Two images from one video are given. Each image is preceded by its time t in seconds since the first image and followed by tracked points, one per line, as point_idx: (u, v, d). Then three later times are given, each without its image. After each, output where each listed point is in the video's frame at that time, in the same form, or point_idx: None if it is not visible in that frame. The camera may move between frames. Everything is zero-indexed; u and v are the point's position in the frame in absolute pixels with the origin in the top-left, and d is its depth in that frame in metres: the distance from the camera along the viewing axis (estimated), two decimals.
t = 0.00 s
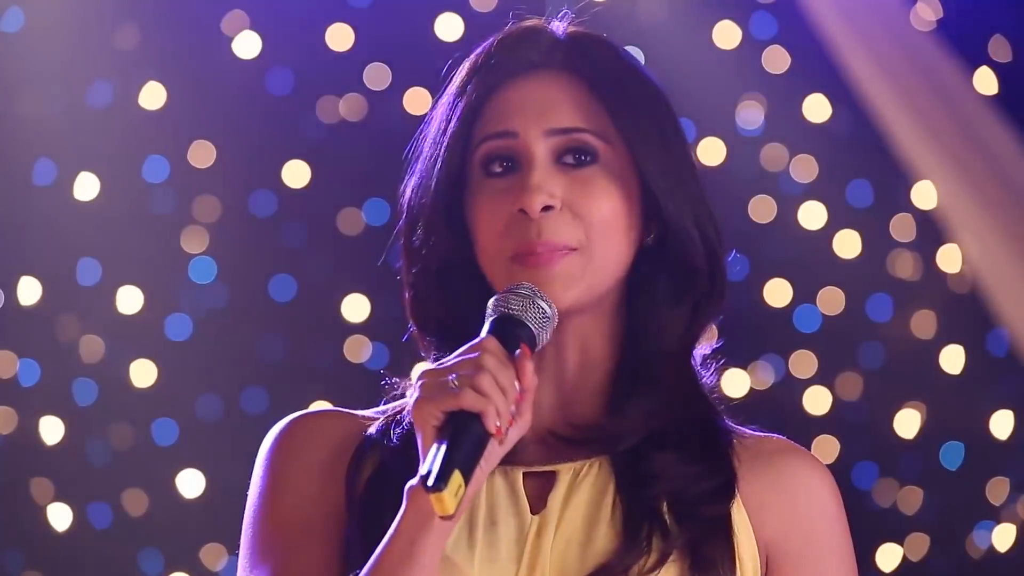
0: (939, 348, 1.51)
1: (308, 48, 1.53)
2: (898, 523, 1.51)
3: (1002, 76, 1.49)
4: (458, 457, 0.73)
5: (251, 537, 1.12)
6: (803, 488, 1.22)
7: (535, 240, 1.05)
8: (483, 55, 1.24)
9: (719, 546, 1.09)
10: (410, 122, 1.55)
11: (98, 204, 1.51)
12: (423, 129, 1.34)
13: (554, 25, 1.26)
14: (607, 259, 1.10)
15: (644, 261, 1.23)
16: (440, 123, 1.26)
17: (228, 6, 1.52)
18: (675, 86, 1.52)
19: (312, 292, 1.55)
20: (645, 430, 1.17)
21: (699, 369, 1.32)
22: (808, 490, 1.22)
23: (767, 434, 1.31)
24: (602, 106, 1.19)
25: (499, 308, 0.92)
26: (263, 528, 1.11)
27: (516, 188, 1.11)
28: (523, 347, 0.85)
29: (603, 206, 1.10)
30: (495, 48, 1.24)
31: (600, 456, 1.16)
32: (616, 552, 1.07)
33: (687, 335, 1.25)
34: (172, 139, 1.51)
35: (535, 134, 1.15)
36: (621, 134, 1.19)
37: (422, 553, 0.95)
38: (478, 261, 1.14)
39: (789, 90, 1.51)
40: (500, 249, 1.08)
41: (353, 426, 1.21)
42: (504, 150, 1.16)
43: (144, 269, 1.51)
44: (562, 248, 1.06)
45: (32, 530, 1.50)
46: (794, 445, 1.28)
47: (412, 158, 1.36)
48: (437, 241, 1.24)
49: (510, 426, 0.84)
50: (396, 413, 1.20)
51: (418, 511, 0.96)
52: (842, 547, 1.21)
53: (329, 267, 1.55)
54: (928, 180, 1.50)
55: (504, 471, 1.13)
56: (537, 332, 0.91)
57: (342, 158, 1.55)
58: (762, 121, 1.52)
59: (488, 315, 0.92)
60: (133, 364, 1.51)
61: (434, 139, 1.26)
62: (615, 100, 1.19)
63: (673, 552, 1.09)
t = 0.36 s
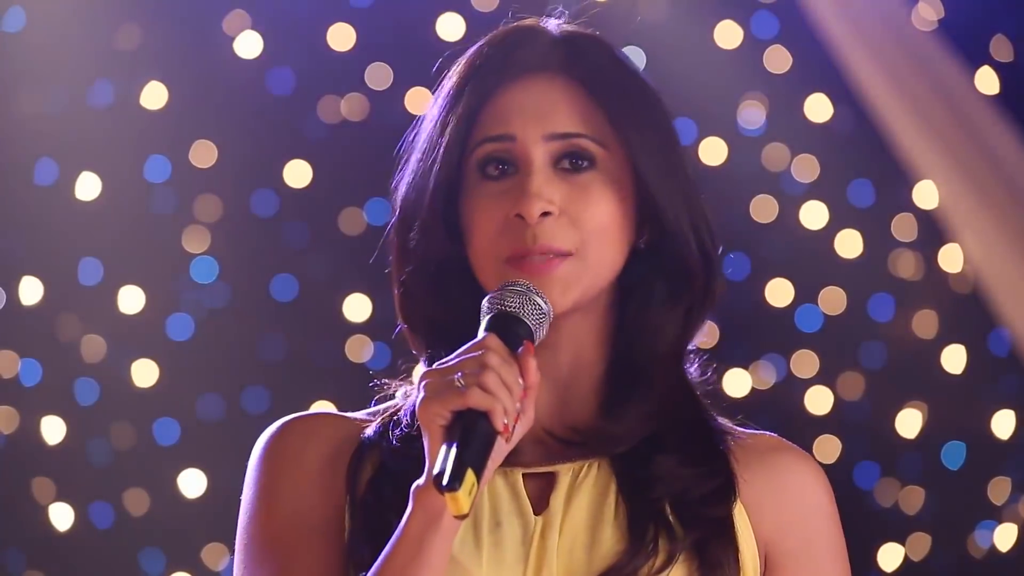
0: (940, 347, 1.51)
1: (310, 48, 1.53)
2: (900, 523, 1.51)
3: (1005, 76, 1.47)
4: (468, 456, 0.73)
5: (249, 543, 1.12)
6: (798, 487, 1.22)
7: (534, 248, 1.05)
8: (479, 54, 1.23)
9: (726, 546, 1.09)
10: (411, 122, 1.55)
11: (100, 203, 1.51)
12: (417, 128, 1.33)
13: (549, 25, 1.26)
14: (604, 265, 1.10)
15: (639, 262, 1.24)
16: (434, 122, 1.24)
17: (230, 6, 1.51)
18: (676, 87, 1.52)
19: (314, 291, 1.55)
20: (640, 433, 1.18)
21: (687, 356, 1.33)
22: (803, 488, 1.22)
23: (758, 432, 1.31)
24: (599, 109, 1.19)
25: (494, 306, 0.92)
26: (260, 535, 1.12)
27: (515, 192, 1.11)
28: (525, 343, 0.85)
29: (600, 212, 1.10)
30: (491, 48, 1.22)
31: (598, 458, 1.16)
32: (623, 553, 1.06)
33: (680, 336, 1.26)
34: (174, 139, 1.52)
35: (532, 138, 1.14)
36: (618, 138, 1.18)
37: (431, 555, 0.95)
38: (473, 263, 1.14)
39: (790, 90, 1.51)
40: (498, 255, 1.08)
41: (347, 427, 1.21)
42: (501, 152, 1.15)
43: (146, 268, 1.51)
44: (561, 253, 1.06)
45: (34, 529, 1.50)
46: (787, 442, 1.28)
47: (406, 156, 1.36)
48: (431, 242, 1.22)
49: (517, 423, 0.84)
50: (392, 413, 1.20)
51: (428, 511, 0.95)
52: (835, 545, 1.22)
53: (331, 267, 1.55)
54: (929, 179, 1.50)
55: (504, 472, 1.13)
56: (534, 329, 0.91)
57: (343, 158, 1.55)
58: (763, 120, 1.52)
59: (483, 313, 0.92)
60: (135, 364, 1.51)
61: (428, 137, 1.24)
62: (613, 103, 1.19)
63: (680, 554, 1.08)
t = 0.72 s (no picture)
0: (942, 347, 1.51)
1: (313, 48, 1.53)
2: (902, 523, 1.51)
3: (1007, 75, 1.45)
4: (452, 450, 0.73)
5: (243, 547, 1.12)
6: (794, 481, 1.22)
7: (517, 243, 1.05)
8: (457, 54, 1.23)
9: (722, 541, 1.09)
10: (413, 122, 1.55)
11: (101, 203, 1.51)
12: (399, 129, 1.33)
13: (526, 26, 1.25)
14: (589, 261, 1.10)
15: (621, 261, 1.25)
16: (413, 124, 1.24)
17: (233, 6, 1.51)
18: (677, 87, 1.53)
19: (316, 291, 1.55)
20: (630, 429, 1.18)
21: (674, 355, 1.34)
22: (798, 482, 1.22)
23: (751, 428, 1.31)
24: (580, 108, 1.19)
25: (476, 306, 0.91)
26: (254, 538, 1.12)
27: (497, 191, 1.11)
28: (507, 339, 0.85)
29: (584, 208, 1.10)
30: (469, 49, 1.22)
31: (591, 457, 1.16)
32: (618, 551, 1.05)
33: (666, 331, 1.27)
34: (176, 138, 1.52)
35: (514, 135, 1.15)
36: (599, 135, 1.19)
37: (419, 555, 0.95)
38: (458, 264, 1.14)
39: (792, 90, 1.52)
40: (482, 252, 1.08)
41: (341, 433, 1.21)
42: (483, 151, 1.15)
43: (148, 268, 1.51)
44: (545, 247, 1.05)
45: (34, 530, 1.50)
46: (780, 437, 1.28)
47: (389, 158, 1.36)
48: (416, 243, 1.22)
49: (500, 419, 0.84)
50: (383, 417, 1.20)
51: (412, 512, 0.96)
52: (833, 539, 1.22)
53: (333, 267, 1.55)
54: (931, 179, 1.49)
55: (497, 473, 1.13)
56: (515, 326, 0.91)
57: (346, 158, 1.55)
58: (766, 120, 1.52)
59: (465, 314, 0.91)
60: (138, 364, 1.51)
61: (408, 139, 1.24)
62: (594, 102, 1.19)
63: (676, 551, 1.08)
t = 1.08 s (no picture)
0: (943, 348, 1.51)
1: (314, 48, 1.53)
2: (903, 523, 1.51)
3: (1007, 75, 1.45)
4: (431, 460, 0.73)
5: (244, 547, 1.11)
6: (799, 485, 1.21)
7: (500, 227, 1.05)
8: (458, 45, 1.23)
9: (719, 551, 1.09)
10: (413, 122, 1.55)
11: (102, 204, 1.51)
12: (403, 123, 1.34)
13: (531, 21, 1.25)
14: (578, 247, 1.09)
15: (620, 253, 1.25)
16: (413, 115, 1.25)
17: (234, 6, 1.52)
18: (678, 87, 1.53)
19: (316, 291, 1.55)
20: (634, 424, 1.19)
21: (686, 365, 1.32)
22: (803, 486, 1.22)
23: (756, 427, 1.31)
24: (578, 98, 1.19)
25: (467, 309, 0.92)
26: (255, 535, 1.12)
27: (485, 175, 1.11)
28: (491, 345, 0.85)
29: (572, 193, 1.09)
30: (468, 40, 1.23)
31: (593, 459, 1.16)
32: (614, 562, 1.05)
33: (667, 328, 1.26)
34: (177, 138, 1.52)
35: (505, 122, 1.15)
36: (594, 124, 1.18)
37: (408, 559, 0.96)
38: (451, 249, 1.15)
39: (792, 90, 1.52)
40: (471, 236, 1.09)
41: (344, 433, 1.21)
42: (476, 137, 1.16)
43: (149, 268, 1.52)
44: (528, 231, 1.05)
45: (35, 529, 1.50)
46: (787, 440, 1.28)
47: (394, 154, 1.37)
48: (413, 230, 1.24)
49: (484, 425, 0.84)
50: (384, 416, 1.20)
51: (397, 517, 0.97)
52: (838, 544, 1.21)
53: (334, 267, 1.55)
54: (932, 179, 1.49)
55: (498, 475, 1.13)
56: (505, 331, 0.91)
57: (346, 158, 1.55)
58: (767, 120, 1.52)
59: (455, 315, 0.92)
60: (139, 364, 1.51)
61: (409, 128, 1.25)
62: (592, 95, 1.20)
63: (673, 560, 1.08)
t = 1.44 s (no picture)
0: (943, 348, 1.51)
1: (314, 48, 1.53)
2: (903, 523, 1.51)
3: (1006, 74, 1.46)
4: (432, 464, 0.73)
5: (249, 545, 1.12)
6: (803, 491, 1.22)
7: (507, 242, 1.05)
8: (470, 56, 1.23)
9: (722, 554, 1.10)
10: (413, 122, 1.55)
11: (103, 204, 1.51)
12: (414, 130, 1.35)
13: (544, 26, 1.26)
14: (585, 262, 1.09)
15: (631, 261, 1.24)
16: (426, 124, 1.25)
17: (234, 5, 1.51)
18: (679, 87, 1.53)
19: (316, 291, 1.55)
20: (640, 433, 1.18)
21: (698, 364, 1.32)
22: (808, 491, 1.22)
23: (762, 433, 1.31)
24: (587, 109, 1.18)
25: (470, 312, 0.92)
26: (259, 529, 1.12)
27: (493, 191, 1.11)
28: (493, 348, 0.85)
29: (580, 210, 1.09)
30: (480, 50, 1.23)
31: (595, 464, 1.16)
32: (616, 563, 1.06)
33: (678, 340, 1.25)
34: (178, 139, 1.52)
35: (515, 136, 1.15)
36: (603, 134, 1.17)
37: (409, 562, 0.96)
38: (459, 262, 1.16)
39: (792, 89, 1.51)
40: (479, 251, 1.09)
41: (353, 430, 1.20)
42: (485, 150, 1.16)
43: (149, 268, 1.52)
44: (537, 253, 1.06)
45: (35, 529, 1.50)
46: (792, 445, 1.28)
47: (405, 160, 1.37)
48: (423, 241, 1.25)
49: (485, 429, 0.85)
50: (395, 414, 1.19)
51: (398, 524, 0.97)
52: (842, 549, 1.21)
53: (335, 267, 1.55)
54: (932, 179, 1.49)
55: (503, 475, 1.13)
56: (508, 335, 0.91)
57: (346, 158, 1.55)
58: (767, 120, 1.52)
59: (459, 319, 0.92)
60: (139, 364, 1.51)
61: (420, 137, 1.26)
62: (601, 106, 1.18)
63: (676, 562, 1.08)
